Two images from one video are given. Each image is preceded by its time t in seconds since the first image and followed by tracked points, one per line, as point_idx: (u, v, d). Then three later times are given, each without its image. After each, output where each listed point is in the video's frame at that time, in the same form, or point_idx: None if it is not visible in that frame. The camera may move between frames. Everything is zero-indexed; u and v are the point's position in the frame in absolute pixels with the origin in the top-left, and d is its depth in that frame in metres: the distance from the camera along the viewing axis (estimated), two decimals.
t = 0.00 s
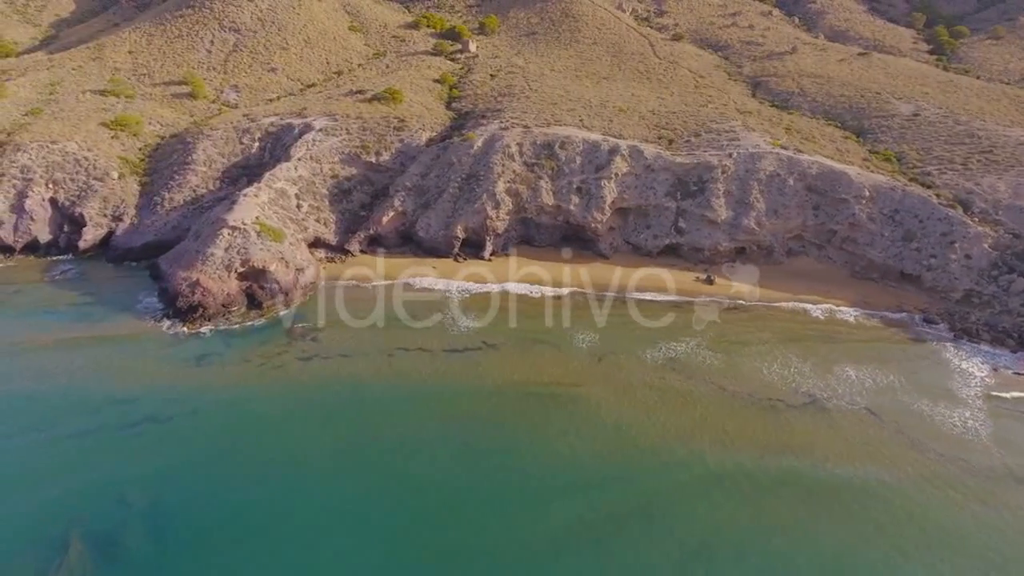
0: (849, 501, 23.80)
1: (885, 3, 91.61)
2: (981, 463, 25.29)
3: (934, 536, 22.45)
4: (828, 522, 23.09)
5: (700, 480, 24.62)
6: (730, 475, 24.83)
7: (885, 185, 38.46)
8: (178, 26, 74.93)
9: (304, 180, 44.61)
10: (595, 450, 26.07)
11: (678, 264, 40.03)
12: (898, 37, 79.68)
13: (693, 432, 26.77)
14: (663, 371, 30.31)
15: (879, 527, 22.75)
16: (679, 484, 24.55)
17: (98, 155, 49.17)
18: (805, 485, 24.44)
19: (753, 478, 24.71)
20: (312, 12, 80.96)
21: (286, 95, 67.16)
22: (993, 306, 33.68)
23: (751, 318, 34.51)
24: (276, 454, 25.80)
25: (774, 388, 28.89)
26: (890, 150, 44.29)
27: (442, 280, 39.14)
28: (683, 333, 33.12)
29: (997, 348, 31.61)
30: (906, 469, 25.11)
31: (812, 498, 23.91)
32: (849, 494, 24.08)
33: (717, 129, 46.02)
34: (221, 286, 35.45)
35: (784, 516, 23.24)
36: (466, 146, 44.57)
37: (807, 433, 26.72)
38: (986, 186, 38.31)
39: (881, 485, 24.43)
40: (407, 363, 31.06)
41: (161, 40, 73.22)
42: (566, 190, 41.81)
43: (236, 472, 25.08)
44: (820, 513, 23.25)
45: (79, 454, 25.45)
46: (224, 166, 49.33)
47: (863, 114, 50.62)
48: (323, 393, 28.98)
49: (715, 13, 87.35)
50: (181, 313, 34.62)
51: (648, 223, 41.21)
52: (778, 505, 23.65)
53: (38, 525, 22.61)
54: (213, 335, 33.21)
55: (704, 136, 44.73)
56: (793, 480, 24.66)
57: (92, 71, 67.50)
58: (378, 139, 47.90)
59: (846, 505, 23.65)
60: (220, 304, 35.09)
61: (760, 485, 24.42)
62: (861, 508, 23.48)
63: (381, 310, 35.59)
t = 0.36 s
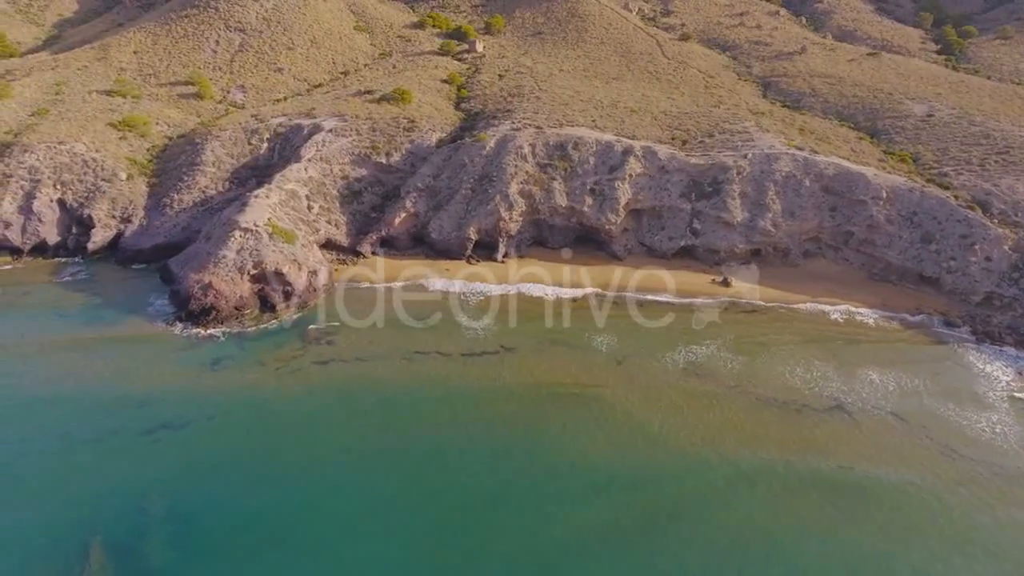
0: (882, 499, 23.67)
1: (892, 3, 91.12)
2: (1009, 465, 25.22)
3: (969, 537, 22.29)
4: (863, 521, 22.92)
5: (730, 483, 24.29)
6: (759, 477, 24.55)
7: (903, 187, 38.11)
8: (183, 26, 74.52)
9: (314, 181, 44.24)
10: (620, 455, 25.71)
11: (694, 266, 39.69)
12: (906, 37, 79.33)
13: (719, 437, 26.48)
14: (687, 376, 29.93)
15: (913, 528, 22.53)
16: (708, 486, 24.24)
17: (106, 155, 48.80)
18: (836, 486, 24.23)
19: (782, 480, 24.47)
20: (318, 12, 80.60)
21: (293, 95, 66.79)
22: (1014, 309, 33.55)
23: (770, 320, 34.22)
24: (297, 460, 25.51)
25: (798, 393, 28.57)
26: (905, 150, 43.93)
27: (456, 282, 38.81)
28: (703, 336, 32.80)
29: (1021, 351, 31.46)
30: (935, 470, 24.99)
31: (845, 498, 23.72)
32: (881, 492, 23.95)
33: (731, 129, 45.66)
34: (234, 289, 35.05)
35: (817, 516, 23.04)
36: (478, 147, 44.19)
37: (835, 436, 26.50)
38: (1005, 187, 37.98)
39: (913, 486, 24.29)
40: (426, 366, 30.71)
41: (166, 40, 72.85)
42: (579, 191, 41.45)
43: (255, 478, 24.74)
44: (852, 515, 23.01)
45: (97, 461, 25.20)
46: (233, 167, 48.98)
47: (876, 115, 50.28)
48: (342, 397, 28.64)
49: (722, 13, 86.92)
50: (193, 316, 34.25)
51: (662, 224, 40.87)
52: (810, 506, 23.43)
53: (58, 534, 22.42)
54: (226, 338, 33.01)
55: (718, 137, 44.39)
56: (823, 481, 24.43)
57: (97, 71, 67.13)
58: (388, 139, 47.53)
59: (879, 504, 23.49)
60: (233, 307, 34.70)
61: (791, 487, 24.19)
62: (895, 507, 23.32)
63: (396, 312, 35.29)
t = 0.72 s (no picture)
0: (912, 500, 23.47)
1: (899, 3, 90.75)
2: None
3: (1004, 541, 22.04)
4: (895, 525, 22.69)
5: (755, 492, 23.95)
6: (786, 483, 24.23)
7: (921, 189, 37.78)
8: (188, 26, 74.11)
9: (325, 183, 43.88)
10: (645, 463, 25.33)
11: (710, 268, 39.32)
12: (915, 37, 79.04)
13: (743, 444, 26.15)
14: (710, 382, 29.59)
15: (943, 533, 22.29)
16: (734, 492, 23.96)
17: (114, 156, 48.44)
18: (864, 489, 23.99)
19: (808, 485, 24.22)
20: (324, 12, 80.23)
21: (300, 95, 66.45)
22: None
23: (789, 324, 33.92)
24: (314, 465, 25.22)
25: (822, 399, 28.29)
26: (921, 152, 43.61)
27: (470, 283, 38.43)
28: (722, 340, 32.50)
29: None
30: (962, 472, 24.83)
31: (875, 500, 23.51)
32: (910, 493, 23.77)
33: (744, 130, 45.34)
34: (247, 292, 34.70)
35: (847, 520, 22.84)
36: (491, 148, 43.84)
37: (861, 441, 26.20)
38: None
39: (943, 488, 24.06)
40: (442, 372, 30.28)
41: (171, 40, 72.47)
42: (593, 193, 41.12)
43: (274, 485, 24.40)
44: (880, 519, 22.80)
45: (114, 469, 24.87)
46: (242, 168, 48.62)
47: (890, 115, 49.96)
48: (359, 403, 28.26)
49: (729, 13, 86.55)
50: (206, 320, 33.87)
51: (677, 226, 40.52)
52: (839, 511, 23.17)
53: (77, 543, 22.10)
54: (240, 342, 32.68)
55: (732, 138, 44.09)
56: (851, 484, 24.18)
57: (103, 71, 66.76)
58: (399, 140, 47.17)
59: (910, 505, 23.31)
60: (246, 310, 34.32)
61: (820, 492, 23.94)
62: (926, 508, 23.11)
63: (410, 315, 34.96)
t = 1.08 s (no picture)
0: (943, 505, 23.19)
1: (907, 3, 90.39)
2: None
3: None
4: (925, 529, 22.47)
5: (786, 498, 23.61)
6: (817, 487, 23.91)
7: (939, 191, 37.49)
8: (194, 26, 73.75)
9: (336, 184, 43.51)
10: (671, 468, 24.96)
11: (727, 271, 38.91)
12: (924, 37, 78.69)
13: (770, 448, 25.79)
14: (734, 386, 29.17)
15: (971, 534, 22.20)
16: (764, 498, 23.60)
17: (123, 157, 48.08)
18: (895, 493, 23.70)
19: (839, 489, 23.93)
20: (330, 12, 79.85)
21: (307, 96, 66.11)
22: None
23: (808, 326, 33.61)
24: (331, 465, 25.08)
25: (849, 403, 27.88)
26: (937, 153, 43.29)
27: (484, 285, 38.07)
28: (742, 343, 32.14)
29: None
30: (993, 476, 24.58)
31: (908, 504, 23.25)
32: (942, 497, 23.53)
33: (758, 131, 45.01)
34: (260, 295, 34.39)
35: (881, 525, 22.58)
36: (504, 149, 43.48)
37: (890, 446, 25.88)
38: None
39: (975, 492, 23.82)
40: (460, 376, 29.89)
41: (177, 40, 72.08)
42: (607, 194, 40.76)
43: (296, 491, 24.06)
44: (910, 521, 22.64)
45: (131, 476, 24.48)
46: (252, 169, 48.26)
47: (904, 116, 49.63)
48: (378, 408, 27.88)
49: (736, 13, 86.18)
50: (220, 323, 33.65)
51: (692, 228, 40.14)
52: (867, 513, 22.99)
53: (96, 552, 21.72)
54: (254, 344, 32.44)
55: (746, 139, 43.77)
56: (882, 488, 23.90)
57: (109, 71, 66.39)
58: (409, 141, 46.78)
59: (943, 509, 23.06)
60: (260, 314, 34.11)
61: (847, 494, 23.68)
62: (959, 511, 22.88)
63: (425, 318, 34.60)
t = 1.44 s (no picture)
0: (974, 512, 22.93)
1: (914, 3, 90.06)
2: None
3: None
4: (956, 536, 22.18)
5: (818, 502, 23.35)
6: (847, 491, 23.68)
7: (958, 192, 37.17)
8: (199, 26, 73.33)
9: (347, 185, 43.14)
10: (698, 472, 24.66)
11: (743, 273, 38.57)
12: (932, 37, 78.38)
13: (794, 451, 25.51)
14: (756, 390, 28.85)
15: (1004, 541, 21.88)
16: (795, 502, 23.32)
17: (131, 158, 47.72)
18: (925, 499, 23.41)
19: (870, 492, 23.71)
20: (335, 12, 79.48)
21: (314, 96, 65.73)
22: None
23: (828, 329, 33.33)
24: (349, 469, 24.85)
25: (875, 409, 27.54)
26: (953, 154, 43.00)
27: (499, 287, 37.75)
28: (762, 347, 31.85)
29: None
30: None
31: (940, 509, 23.03)
32: (975, 502, 23.26)
33: (773, 132, 44.66)
34: (273, 298, 34.02)
35: (916, 529, 22.37)
36: (516, 150, 43.15)
37: (919, 450, 25.58)
38: None
39: (1007, 496, 23.61)
40: (479, 380, 29.57)
41: (183, 40, 71.69)
42: (622, 196, 40.39)
43: (319, 497, 23.75)
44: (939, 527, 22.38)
45: (149, 483, 24.09)
46: (261, 170, 47.90)
47: (917, 116, 49.32)
48: (398, 412, 27.57)
49: (743, 13, 85.82)
50: (233, 326, 33.27)
51: (707, 230, 39.80)
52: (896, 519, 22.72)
53: (118, 561, 21.31)
54: (268, 347, 32.15)
55: (761, 140, 43.43)
56: (913, 491, 23.69)
57: (114, 71, 66.00)
58: (420, 142, 46.43)
59: (976, 514, 22.87)
60: (273, 317, 33.73)
61: (876, 500, 23.38)
62: (994, 517, 22.65)
63: (440, 321, 34.29)
